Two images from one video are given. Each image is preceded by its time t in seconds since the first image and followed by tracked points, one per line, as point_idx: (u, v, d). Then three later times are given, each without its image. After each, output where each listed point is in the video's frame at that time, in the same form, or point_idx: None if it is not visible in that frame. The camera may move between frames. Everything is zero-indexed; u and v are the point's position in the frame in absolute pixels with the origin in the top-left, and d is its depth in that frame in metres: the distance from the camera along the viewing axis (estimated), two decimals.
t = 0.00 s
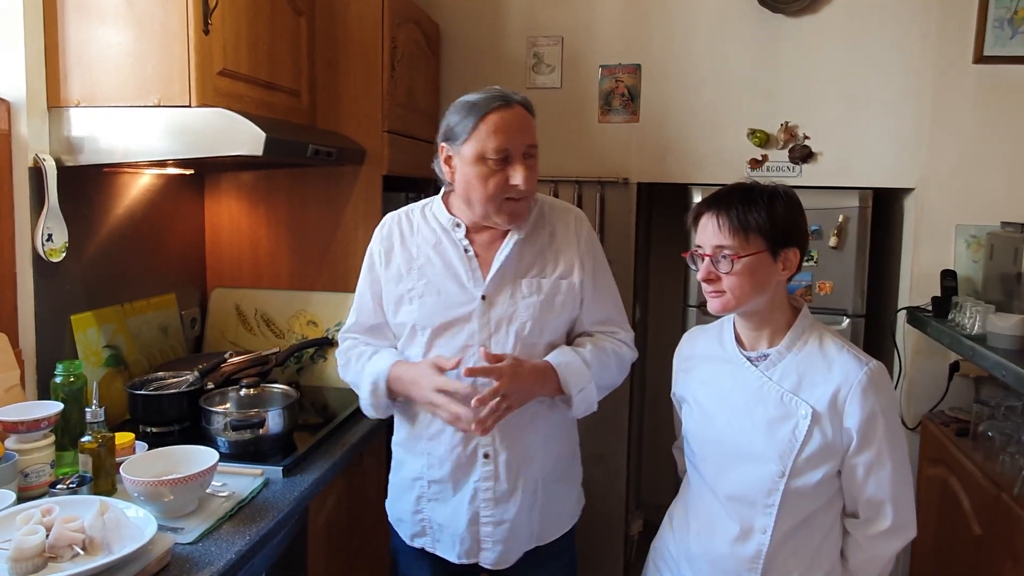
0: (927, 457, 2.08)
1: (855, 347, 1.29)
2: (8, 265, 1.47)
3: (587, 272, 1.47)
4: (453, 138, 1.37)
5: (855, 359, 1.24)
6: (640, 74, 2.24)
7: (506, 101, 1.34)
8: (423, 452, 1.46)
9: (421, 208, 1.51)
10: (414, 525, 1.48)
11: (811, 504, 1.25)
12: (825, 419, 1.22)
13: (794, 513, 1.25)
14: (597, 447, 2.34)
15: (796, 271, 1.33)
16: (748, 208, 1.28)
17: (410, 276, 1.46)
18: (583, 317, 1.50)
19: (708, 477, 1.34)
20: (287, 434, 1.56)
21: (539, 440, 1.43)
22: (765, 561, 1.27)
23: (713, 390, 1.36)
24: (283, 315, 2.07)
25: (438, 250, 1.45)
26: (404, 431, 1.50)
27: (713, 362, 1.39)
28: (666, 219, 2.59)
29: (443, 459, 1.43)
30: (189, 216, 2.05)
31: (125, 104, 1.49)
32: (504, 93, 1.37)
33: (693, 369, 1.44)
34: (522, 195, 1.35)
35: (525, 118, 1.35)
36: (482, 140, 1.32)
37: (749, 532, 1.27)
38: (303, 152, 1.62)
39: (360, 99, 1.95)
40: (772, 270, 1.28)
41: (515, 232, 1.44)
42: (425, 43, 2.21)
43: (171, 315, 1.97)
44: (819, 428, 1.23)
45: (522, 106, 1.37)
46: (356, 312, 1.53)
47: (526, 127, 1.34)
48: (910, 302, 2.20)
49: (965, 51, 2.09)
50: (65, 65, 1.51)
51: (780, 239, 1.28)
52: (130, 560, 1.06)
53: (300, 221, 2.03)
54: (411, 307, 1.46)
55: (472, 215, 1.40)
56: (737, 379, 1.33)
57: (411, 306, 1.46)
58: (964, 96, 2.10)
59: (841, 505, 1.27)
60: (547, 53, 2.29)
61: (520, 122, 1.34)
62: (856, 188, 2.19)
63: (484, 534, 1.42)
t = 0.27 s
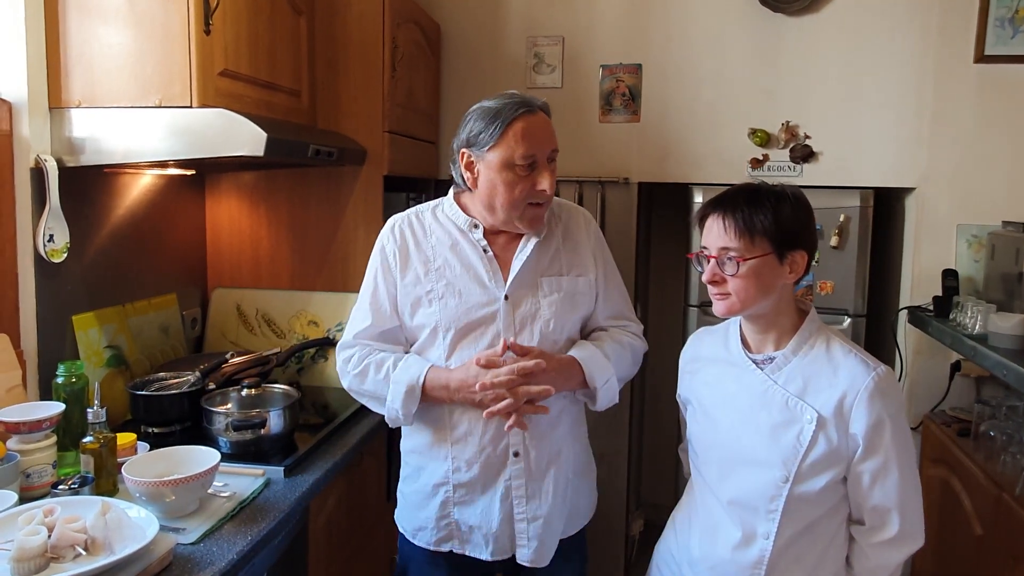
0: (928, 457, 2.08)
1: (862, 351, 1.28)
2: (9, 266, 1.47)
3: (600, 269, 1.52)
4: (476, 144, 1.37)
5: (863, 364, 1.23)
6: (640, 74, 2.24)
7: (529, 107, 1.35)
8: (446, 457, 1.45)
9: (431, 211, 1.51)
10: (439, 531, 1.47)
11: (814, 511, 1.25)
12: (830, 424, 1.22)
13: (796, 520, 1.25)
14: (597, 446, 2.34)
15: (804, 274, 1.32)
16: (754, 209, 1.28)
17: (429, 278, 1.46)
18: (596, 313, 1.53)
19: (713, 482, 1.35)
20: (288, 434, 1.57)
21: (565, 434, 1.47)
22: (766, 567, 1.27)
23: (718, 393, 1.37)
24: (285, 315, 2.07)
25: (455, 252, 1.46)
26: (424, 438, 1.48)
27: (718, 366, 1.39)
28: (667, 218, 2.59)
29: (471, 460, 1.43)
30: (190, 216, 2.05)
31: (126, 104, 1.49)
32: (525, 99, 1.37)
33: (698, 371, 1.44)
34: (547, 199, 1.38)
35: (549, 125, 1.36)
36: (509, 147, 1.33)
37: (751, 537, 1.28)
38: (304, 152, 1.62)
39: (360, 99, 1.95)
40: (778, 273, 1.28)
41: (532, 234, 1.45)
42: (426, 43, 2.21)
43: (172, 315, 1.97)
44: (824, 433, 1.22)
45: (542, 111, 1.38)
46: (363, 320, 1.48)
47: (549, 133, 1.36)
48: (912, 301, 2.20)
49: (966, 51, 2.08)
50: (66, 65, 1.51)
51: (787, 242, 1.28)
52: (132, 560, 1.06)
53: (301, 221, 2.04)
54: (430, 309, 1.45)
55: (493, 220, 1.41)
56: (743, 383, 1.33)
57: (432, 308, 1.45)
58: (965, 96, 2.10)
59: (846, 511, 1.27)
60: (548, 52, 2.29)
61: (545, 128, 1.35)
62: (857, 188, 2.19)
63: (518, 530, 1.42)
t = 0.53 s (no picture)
0: (928, 456, 2.08)
1: (865, 355, 1.28)
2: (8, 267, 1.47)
3: (600, 272, 1.52)
4: (479, 143, 1.37)
5: (866, 368, 1.23)
6: (639, 74, 2.24)
7: (533, 108, 1.35)
8: (444, 458, 1.45)
9: (434, 211, 1.51)
10: (438, 531, 1.47)
11: (814, 515, 1.25)
12: (831, 429, 1.22)
13: (795, 524, 1.25)
14: (597, 446, 2.34)
15: (807, 277, 1.32)
16: (757, 212, 1.28)
17: (430, 277, 1.46)
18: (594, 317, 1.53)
19: (713, 485, 1.35)
20: (287, 435, 1.57)
21: (562, 434, 1.48)
22: (764, 571, 1.27)
23: (719, 395, 1.38)
24: (284, 316, 2.07)
25: (457, 251, 1.46)
26: (422, 439, 1.48)
27: (721, 367, 1.40)
28: (666, 218, 2.59)
29: (469, 461, 1.43)
30: (189, 217, 2.05)
31: (124, 105, 1.49)
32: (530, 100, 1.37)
33: (701, 371, 1.45)
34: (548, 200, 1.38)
35: (552, 125, 1.36)
36: (511, 147, 1.33)
37: (749, 541, 1.28)
38: (303, 153, 1.62)
39: (359, 100, 1.95)
40: (781, 276, 1.28)
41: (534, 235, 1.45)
42: (425, 43, 2.21)
43: (171, 316, 1.97)
44: (824, 438, 1.22)
45: (547, 112, 1.38)
46: (364, 318, 1.49)
47: (553, 133, 1.36)
48: (911, 301, 2.20)
49: (965, 50, 2.08)
50: (65, 67, 1.51)
51: (790, 244, 1.27)
52: (130, 561, 1.06)
53: (300, 222, 2.04)
54: (429, 307, 1.45)
55: (494, 219, 1.41)
56: (746, 384, 1.33)
57: (432, 307, 1.45)
58: (965, 95, 2.10)
59: (847, 516, 1.26)
60: (547, 53, 2.29)
61: (548, 129, 1.35)
62: (856, 187, 2.19)
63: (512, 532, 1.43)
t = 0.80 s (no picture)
0: (927, 454, 2.08)
1: (865, 355, 1.28)
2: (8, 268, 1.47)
3: (600, 272, 1.52)
4: (478, 143, 1.37)
5: (864, 368, 1.23)
6: (638, 73, 2.25)
7: (532, 107, 1.35)
8: (439, 457, 1.45)
9: (433, 210, 1.51)
10: (432, 530, 1.47)
11: (813, 514, 1.25)
12: (829, 428, 1.22)
13: (793, 523, 1.26)
14: (597, 445, 2.34)
15: (806, 276, 1.32)
16: (756, 211, 1.28)
17: (428, 276, 1.46)
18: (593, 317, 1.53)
19: (711, 483, 1.36)
20: (288, 435, 1.57)
21: (557, 435, 1.47)
22: (762, 569, 1.27)
23: (719, 394, 1.38)
24: (284, 316, 2.07)
25: (455, 250, 1.46)
26: (419, 437, 1.48)
27: (721, 365, 1.40)
28: (666, 217, 2.59)
29: (464, 461, 1.43)
30: (189, 217, 2.05)
31: (124, 105, 1.49)
32: (529, 99, 1.37)
33: (701, 369, 1.45)
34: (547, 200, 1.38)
35: (551, 125, 1.36)
36: (509, 147, 1.33)
37: (747, 540, 1.28)
38: (303, 153, 1.62)
39: (359, 100, 1.95)
40: (779, 275, 1.28)
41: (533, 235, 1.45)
42: (424, 43, 2.22)
43: (171, 316, 1.97)
44: (822, 437, 1.22)
45: (546, 112, 1.38)
46: (362, 315, 1.49)
47: (552, 134, 1.36)
48: (910, 299, 2.20)
49: (964, 48, 2.09)
50: (65, 67, 1.51)
51: (790, 244, 1.27)
52: (131, 560, 1.06)
53: (300, 222, 2.04)
54: (426, 306, 1.46)
55: (493, 219, 1.42)
56: (744, 383, 1.33)
57: (429, 306, 1.46)
58: (964, 93, 2.10)
59: (846, 516, 1.26)
60: (546, 52, 2.29)
61: (547, 129, 1.35)
62: (855, 186, 2.19)
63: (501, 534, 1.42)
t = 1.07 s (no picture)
0: (927, 453, 2.08)
1: (861, 353, 1.28)
2: (10, 268, 1.48)
3: (600, 272, 1.52)
4: (476, 143, 1.38)
5: (860, 366, 1.23)
6: (638, 73, 2.25)
7: (530, 108, 1.36)
8: (438, 456, 1.46)
9: (433, 210, 1.52)
10: (431, 530, 1.48)
11: (809, 511, 1.25)
12: (825, 426, 1.22)
13: (790, 520, 1.26)
14: (598, 445, 2.34)
15: (802, 275, 1.32)
16: (752, 210, 1.28)
17: (427, 276, 1.47)
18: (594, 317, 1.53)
19: (709, 482, 1.36)
20: (289, 434, 1.57)
21: (557, 437, 1.47)
22: (759, 566, 1.28)
23: (716, 392, 1.38)
24: (285, 316, 2.08)
25: (454, 250, 1.47)
26: (419, 436, 1.49)
27: (718, 364, 1.40)
28: (666, 217, 2.60)
29: (462, 460, 1.44)
30: (190, 217, 2.05)
31: (125, 106, 1.50)
32: (527, 100, 1.38)
33: (699, 368, 1.45)
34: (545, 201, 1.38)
35: (548, 126, 1.36)
36: (506, 148, 1.33)
37: (744, 537, 1.29)
38: (303, 153, 1.63)
39: (359, 100, 1.95)
40: (775, 274, 1.29)
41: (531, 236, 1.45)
42: (424, 43, 2.22)
43: (172, 316, 1.97)
44: (818, 434, 1.23)
45: (544, 112, 1.39)
46: (363, 315, 1.50)
47: (549, 134, 1.36)
48: (910, 298, 2.21)
49: (963, 48, 2.09)
50: (66, 67, 1.51)
51: (786, 243, 1.28)
52: (133, 559, 1.07)
53: (300, 222, 2.04)
54: (425, 306, 1.46)
55: (491, 219, 1.42)
56: (741, 382, 1.34)
57: (428, 306, 1.46)
58: (963, 93, 2.11)
59: (842, 513, 1.27)
60: (546, 52, 2.30)
61: (544, 130, 1.35)
62: (855, 185, 2.20)
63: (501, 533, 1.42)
